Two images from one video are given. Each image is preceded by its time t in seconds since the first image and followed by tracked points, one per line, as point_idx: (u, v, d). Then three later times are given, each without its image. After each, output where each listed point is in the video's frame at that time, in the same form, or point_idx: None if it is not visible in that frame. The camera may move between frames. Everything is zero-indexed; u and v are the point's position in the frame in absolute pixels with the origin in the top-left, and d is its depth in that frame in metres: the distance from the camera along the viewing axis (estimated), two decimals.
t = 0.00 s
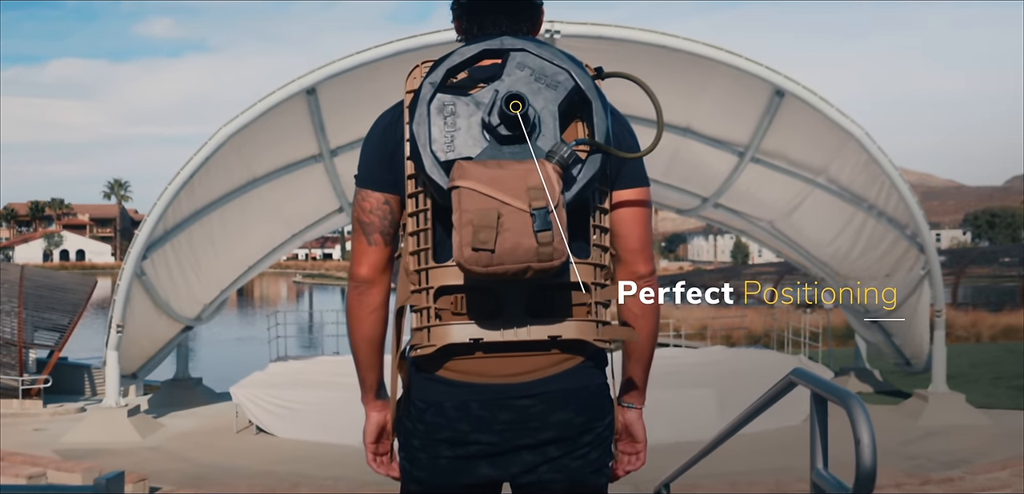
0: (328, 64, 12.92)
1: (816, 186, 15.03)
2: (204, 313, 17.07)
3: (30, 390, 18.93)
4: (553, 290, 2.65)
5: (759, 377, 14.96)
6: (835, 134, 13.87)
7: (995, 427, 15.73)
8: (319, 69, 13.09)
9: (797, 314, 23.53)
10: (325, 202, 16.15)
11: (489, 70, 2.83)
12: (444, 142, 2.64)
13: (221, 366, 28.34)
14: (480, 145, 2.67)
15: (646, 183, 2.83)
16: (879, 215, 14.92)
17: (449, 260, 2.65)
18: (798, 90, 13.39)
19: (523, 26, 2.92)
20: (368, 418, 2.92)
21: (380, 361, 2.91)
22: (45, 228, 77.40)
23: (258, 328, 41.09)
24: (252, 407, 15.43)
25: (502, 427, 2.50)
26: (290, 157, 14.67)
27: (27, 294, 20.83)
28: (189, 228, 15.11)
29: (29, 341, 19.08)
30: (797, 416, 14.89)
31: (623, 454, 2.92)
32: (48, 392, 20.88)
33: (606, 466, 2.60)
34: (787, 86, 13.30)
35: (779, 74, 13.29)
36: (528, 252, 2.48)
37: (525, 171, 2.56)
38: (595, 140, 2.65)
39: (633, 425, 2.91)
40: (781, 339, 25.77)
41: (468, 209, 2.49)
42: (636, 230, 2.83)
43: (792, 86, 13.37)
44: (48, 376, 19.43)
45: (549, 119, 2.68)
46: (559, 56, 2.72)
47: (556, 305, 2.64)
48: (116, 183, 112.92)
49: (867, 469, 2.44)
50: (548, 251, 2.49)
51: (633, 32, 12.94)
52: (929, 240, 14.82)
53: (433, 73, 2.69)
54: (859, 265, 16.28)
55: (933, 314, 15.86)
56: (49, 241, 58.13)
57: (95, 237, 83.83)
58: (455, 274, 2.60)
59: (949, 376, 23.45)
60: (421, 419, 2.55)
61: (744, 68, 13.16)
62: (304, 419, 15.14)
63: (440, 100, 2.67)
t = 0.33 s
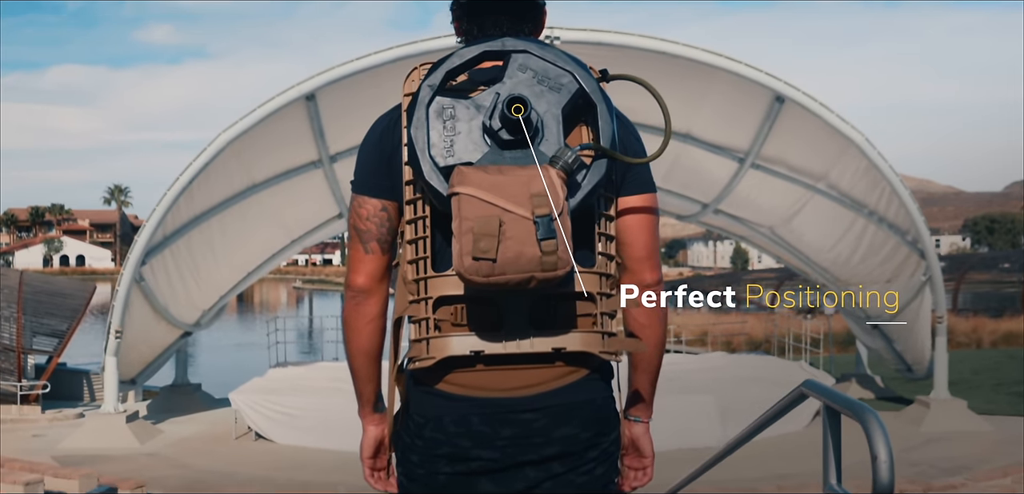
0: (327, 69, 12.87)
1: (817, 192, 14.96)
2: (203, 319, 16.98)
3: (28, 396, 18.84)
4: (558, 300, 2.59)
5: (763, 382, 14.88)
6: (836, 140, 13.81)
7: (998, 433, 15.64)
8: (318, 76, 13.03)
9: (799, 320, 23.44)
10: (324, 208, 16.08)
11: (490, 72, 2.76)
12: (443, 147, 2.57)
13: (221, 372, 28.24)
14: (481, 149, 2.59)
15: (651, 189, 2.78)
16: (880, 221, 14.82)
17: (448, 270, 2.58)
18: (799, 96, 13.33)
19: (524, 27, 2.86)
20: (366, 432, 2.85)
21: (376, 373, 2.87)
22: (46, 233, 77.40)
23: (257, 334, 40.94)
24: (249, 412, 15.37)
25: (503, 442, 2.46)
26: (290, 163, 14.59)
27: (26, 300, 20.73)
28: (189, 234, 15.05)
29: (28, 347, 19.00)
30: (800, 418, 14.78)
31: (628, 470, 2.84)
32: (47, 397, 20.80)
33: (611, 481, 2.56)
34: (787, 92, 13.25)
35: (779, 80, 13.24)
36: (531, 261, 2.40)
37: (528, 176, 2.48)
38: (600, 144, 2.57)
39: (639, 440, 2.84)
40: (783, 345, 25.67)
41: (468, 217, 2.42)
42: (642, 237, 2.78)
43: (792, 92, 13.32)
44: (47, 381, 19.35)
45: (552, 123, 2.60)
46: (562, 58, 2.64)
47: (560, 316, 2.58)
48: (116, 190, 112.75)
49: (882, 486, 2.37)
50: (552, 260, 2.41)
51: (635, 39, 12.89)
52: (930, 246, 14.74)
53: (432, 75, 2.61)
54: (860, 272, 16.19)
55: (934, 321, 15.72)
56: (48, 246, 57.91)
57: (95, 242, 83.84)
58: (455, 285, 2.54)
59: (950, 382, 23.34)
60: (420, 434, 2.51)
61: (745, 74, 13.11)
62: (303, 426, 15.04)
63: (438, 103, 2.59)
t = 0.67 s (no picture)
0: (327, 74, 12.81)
1: (817, 198, 14.87)
2: (201, 325, 16.87)
3: (26, 403, 18.72)
4: (560, 310, 2.51)
5: (766, 388, 14.79)
6: (837, 146, 13.74)
7: (1001, 441, 15.52)
8: (318, 80, 12.96)
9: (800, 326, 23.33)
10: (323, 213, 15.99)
11: (491, 73, 2.69)
12: (443, 150, 2.49)
13: (220, 378, 28.09)
14: (482, 153, 2.51)
15: (660, 195, 2.72)
16: (881, 227, 14.70)
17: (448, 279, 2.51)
18: (800, 102, 13.28)
19: (528, 26, 2.79)
20: (363, 444, 2.78)
21: (375, 384, 2.79)
22: (46, 239, 77.16)
23: (256, 340, 40.77)
24: (248, 419, 15.21)
25: (502, 457, 2.40)
26: (290, 168, 14.52)
27: (24, 306, 20.58)
28: (187, 240, 14.96)
29: (26, 353, 18.85)
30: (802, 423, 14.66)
31: (635, 485, 2.78)
32: (45, 404, 20.67)
33: None
34: (788, 98, 13.20)
35: (779, 85, 13.19)
36: (535, 269, 2.32)
37: (531, 182, 2.40)
38: (606, 148, 2.50)
39: (646, 454, 2.78)
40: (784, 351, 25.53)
41: (469, 223, 2.34)
42: (649, 244, 2.72)
43: (793, 97, 13.26)
44: (44, 388, 19.23)
45: (557, 126, 2.53)
46: (567, 58, 2.57)
47: (565, 327, 2.51)
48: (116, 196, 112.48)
49: None
50: (557, 269, 2.33)
51: (636, 44, 12.85)
52: (932, 253, 14.57)
53: (431, 76, 2.54)
54: (861, 278, 16.08)
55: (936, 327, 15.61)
56: (48, 252, 57.62)
57: (94, 248, 83.56)
58: (454, 294, 2.46)
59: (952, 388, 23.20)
60: (418, 449, 2.46)
61: (747, 81, 13.07)
62: (302, 433, 14.94)
63: (436, 105, 2.52)
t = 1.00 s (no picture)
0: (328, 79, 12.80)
1: (818, 204, 14.81)
2: (200, 332, 16.68)
3: (24, 409, 18.59)
4: (565, 322, 2.44)
5: (764, 394, 14.70)
6: (838, 152, 13.71)
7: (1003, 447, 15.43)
8: (318, 86, 12.94)
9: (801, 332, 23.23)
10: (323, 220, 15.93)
11: (492, 74, 2.61)
12: (441, 154, 2.41)
13: (219, 384, 27.96)
14: (483, 157, 2.43)
15: (666, 201, 2.65)
16: (882, 233, 14.63)
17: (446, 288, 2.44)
18: (801, 108, 13.27)
19: (530, 26, 2.71)
20: (359, 458, 2.70)
21: (370, 396, 2.72)
22: (46, 244, 77.02)
23: (256, 346, 40.60)
24: (248, 426, 15.13)
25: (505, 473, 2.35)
26: (290, 174, 14.44)
27: (23, 311, 20.28)
28: (186, 246, 14.88)
29: (24, 359, 18.81)
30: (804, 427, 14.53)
31: None
32: (43, 410, 20.54)
33: None
34: (789, 104, 13.19)
35: (780, 91, 13.16)
36: (538, 278, 2.24)
37: (534, 187, 2.32)
38: (613, 152, 2.42)
39: (653, 469, 2.69)
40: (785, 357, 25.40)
41: (469, 230, 2.26)
42: (656, 252, 2.66)
43: (794, 103, 13.25)
44: (42, 394, 19.09)
45: (560, 129, 2.45)
46: (571, 58, 2.49)
47: (570, 337, 2.44)
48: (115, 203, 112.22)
49: None
50: (561, 278, 2.25)
51: (639, 50, 12.79)
52: (933, 259, 14.56)
53: (430, 77, 2.47)
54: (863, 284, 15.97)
55: (938, 334, 15.56)
56: (47, 258, 57.37)
57: (94, 253, 83.38)
58: (453, 305, 2.39)
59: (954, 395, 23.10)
60: (416, 464, 2.40)
61: (748, 86, 13.07)
62: (300, 439, 14.84)
63: (435, 107, 2.44)
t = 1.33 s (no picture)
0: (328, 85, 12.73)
1: (819, 210, 14.71)
2: (199, 338, 16.67)
3: (22, 415, 18.52)
4: (568, 332, 2.36)
5: (765, 401, 14.65)
6: (839, 158, 13.62)
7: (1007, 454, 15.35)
8: (319, 91, 12.88)
9: (802, 338, 23.17)
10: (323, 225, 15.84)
11: (493, 74, 2.53)
12: (439, 158, 2.33)
13: (219, 390, 27.88)
14: (483, 160, 2.35)
15: (673, 208, 2.58)
16: (884, 240, 14.48)
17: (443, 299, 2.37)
18: (801, 114, 13.21)
19: (532, 24, 2.63)
20: (354, 473, 2.64)
21: (365, 410, 2.64)
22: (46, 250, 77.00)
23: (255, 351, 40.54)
24: (246, 432, 14.94)
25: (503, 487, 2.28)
26: (290, 180, 14.36)
27: (19, 317, 19.86)
28: (185, 252, 14.79)
29: (21, 365, 18.88)
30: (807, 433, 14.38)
31: None
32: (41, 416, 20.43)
33: None
34: (791, 110, 13.13)
35: (781, 98, 13.12)
36: (542, 287, 2.16)
37: (537, 192, 2.25)
38: (618, 156, 2.34)
39: (659, 484, 2.64)
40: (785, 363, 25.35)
41: (468, 237, 2.18)
42: (663, 259, 2.58)
43: (795, 110, 13.19)
44: (40, 400, 19.01)
45: (564, 131, 2.37)
46: (575, 58, 2.41)
47: (575, 347, 2.36)
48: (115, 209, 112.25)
49: None
50: (565, 288, 2.16)
51: (640, 56, 12.75)
52: (936, 267, 14.34)
53: (427, 77, 2.39)
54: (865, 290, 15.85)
55: (939, 341, 15.45)
56: (47, 264, 57.23)
57: (93, 259, 83.17)
58: (452, 317, 2.31)
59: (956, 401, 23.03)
60: (411, 480, 2.32)
61: (750, 93, 13.00)
62: (299, 445, 14.74)
63: (432, 109, 2.37)
